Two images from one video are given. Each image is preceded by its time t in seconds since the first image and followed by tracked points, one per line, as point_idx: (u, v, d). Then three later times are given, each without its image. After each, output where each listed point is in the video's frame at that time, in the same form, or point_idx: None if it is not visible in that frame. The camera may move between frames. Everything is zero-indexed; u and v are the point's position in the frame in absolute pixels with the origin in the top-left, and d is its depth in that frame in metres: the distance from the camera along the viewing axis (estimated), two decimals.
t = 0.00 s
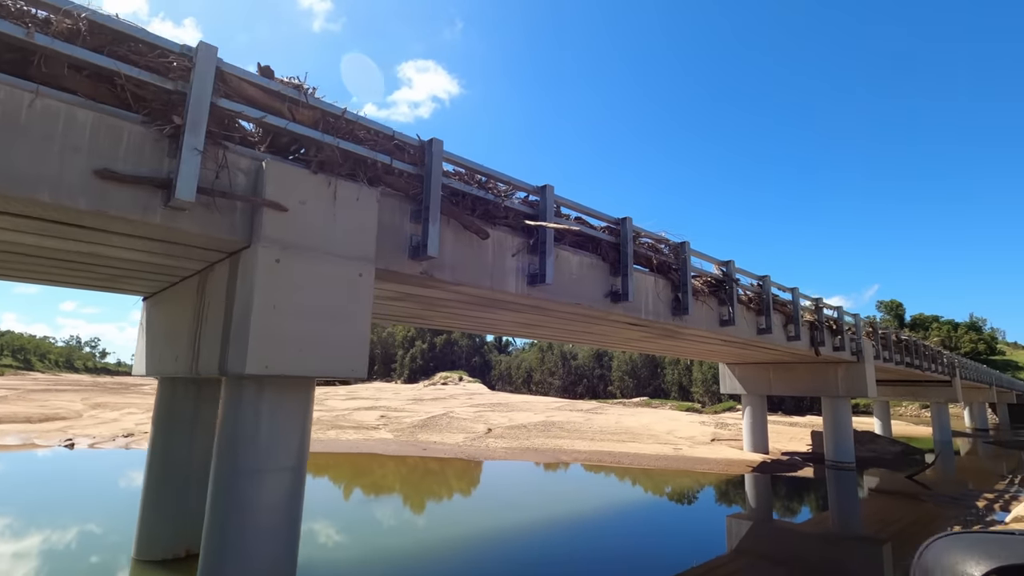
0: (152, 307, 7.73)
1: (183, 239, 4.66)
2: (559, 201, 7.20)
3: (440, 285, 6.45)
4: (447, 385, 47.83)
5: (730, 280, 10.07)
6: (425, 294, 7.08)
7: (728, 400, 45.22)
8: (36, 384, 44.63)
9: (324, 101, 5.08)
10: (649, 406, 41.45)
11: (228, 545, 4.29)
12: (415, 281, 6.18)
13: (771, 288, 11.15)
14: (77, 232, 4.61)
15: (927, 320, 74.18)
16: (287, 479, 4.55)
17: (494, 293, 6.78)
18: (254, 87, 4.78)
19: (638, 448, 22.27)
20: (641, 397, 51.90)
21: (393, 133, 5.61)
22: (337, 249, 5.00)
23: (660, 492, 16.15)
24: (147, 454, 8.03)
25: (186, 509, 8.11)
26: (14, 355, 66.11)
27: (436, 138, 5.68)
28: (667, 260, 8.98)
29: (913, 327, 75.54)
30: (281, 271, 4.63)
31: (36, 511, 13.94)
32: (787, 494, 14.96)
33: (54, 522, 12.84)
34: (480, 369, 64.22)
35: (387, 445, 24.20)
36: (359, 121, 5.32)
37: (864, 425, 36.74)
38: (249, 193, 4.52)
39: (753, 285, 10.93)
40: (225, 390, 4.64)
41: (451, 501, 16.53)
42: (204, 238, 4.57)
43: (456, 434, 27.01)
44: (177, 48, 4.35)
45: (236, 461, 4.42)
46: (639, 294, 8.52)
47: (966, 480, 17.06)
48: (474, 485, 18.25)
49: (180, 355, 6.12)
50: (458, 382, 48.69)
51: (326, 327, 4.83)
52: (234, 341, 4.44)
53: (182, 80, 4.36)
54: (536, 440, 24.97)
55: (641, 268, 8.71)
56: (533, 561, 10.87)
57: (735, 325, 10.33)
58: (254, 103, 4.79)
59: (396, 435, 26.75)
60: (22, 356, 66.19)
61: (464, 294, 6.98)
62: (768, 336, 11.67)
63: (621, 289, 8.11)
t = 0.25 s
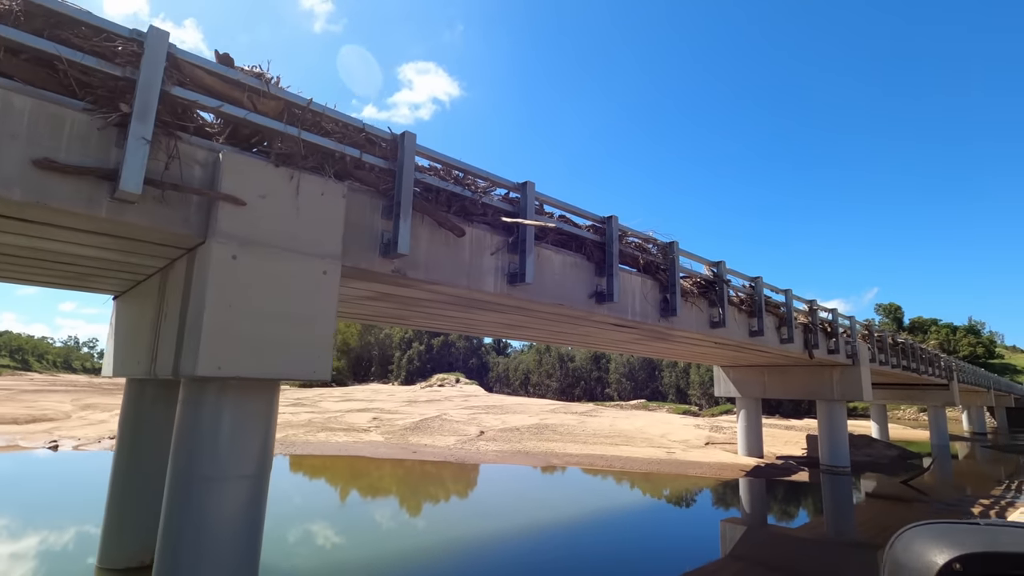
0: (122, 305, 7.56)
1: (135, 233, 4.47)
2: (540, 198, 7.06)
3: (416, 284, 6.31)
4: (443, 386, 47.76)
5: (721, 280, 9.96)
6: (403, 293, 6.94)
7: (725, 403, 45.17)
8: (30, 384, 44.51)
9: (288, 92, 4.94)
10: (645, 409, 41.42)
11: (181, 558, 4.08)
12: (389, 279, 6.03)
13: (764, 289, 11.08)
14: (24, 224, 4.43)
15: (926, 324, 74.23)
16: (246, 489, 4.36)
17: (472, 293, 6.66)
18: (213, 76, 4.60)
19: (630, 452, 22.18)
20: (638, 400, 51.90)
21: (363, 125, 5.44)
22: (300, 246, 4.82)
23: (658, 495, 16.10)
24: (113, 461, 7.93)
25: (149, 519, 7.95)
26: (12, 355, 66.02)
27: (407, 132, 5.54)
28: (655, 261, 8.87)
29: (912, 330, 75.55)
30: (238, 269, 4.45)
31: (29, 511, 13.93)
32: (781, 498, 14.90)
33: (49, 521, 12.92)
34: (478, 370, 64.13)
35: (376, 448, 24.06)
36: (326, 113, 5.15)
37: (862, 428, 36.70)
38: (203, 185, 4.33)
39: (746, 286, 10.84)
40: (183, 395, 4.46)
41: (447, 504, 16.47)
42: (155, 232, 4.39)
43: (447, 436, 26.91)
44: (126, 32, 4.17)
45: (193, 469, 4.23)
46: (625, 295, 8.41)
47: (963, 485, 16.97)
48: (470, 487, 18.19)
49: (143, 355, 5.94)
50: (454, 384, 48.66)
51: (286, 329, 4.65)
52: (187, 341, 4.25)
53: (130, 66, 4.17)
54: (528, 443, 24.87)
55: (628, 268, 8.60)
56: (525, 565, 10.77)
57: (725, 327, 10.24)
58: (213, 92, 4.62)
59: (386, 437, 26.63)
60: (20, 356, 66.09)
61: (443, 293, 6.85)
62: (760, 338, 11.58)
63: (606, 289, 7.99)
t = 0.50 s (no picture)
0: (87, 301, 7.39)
1: (79, 221, 4.32)
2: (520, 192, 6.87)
3: (389, 281, 6.10)
4: (439, 387, 47.69)
5: (710, 279, 9.78)
6: (378, 290, 6.74)
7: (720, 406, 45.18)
8: (21, 383, 44.23)
9: (248, 77, 4.77)
10: (640, 411, 41.36)
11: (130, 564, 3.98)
12: (358, 274, 5.84)
13: (755, 289, 10.97)
14: None
15: (922, 326, 74.39)
16: (200, 493, 4.29)
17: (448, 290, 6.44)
18: (164, 60, 4.45)
19: (621, 454, 22.08)
20: (634, 401, 51.91)
21: (328, 113, 5.28)
22: (257, 240, 4.68)
23: (655, 496, 16.08)
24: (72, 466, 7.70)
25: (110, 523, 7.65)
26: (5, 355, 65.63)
27: (378, 121, 5.33)
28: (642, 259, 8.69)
29: (908, 332, 75.74)
30: (186, 261, 4.31)
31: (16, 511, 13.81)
32: (774, 502, 14.79)
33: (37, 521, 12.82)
34: (474, 372, 64.05)
35: (364, 450, 23.89)
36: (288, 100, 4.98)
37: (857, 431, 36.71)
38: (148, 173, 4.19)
39: (737, 286, 10.74)
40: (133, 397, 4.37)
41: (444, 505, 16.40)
42: (99, 221, 4.25)
43: (437, 438, 26.79)
44: (67, 11, 4.01)
45: (143, 472, 4.15)
46: (610, 293, 8.23)
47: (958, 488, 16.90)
48: (466, 489, 18.13)
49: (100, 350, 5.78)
50: (449, 385, 48.54)
51: (237, 325, 4.51)
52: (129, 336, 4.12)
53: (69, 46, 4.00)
54: (518, 445, 24.74)
55: (614, 267, 8.41)
56: (513, 568, 10.69)
57: (715, 327, 10.10)
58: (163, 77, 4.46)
59: (376, 439, 26.47)
60: (14, 356, 65.74)
61: (418, 290, 6.64)
62: (750, 339, 11.46)
63: (588, 287, 7.78)
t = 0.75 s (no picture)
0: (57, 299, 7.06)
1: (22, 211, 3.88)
2: (505, 185, 6.47)
3: (365, 275, 5.70)
4: (437, 387, 47.67)
5: (706, 277, 9.59)
6: (357, 286, 6.37)
7: (719, 407, 45.14)
8: (20, 381, 44.27)
9: (209, 57, 4.30)
10: (639, 413, 41.35)
11: None
12: (333, 269, 5.41)
13: (751, 289, 10.80)
14: None
15: (923, 329, 74.29)
16: (160, 497, 3.86)
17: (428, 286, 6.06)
18: (117, 36, 4.00)
19: (617, 456, 21.94)
20: (633, 402, 51.88)
21: (301, 98, 4.81)
22: (218, 228, 4.17)
23: (655, 497, 16.03)
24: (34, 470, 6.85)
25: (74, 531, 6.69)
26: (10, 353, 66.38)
27: (352, 107, 4.88)
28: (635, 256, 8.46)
29: (908, 334, 75.72)
30: (136, 254, 3.79)
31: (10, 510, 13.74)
32: (772, 506, 14.58)
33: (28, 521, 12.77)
34: (473, 372, 64.04)
35: (354, 450, 23.81)
36: (256, 82, 4.51)
37: (857, 433, 36.59)
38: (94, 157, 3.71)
39: (733, 285, 10.60)
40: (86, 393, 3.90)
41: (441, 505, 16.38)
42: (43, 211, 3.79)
43: (430, 438, 26.73)
44: None
45: (97, 475, 3.70)
46: (599, 290, 7.95)
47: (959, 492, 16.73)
48: (463, 489, 18.08)
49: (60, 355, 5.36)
50: (447, 385, 48.55)
51: (199, 324, 4.00)
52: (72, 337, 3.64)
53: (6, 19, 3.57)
54: (512, 446, 24.63)
55: (604, 263, 8.13)
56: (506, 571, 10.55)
57: (710, 326, 9.92)
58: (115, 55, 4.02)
59: (369, 439, 26.39)
60: (17, 355, 66.47)
61: (398, 287, 6.29)
62: (747, 339, 11.30)
63: (577, 284, 7.45)
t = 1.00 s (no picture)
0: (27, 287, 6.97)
1: None
2: (488, 178, 6.31)
3: (341, 270, 5.59)
4: (435, 387, 47.62)
5: (698, 275, 9.38)
6: (334, 282, 6.25)
7: (718, 408, 45.07)
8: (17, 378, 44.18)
9: (171, 42, 4.19)
10: (638, 413, 41.30)
11: None
12: (306, 264, 5.30)
13: (746, 287, 10.70)
14: None
15: (924, 330, 74.14)
16: (118, 499, 3.82)
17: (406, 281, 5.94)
18: (71, 17, 3.88)
19: (613, 457, 21.87)
20: (632, 403, 51.81)
21: (269, 86, 4.70)
22: (177, 219, 4.09)
23: (654, 498, 16.04)
24: None
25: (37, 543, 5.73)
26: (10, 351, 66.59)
27: (323, 94, 4.76)
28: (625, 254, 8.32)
29: (909, 336, 75.59)
30: (87, 244, 3.70)
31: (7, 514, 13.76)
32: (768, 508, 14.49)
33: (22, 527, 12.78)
34: (472, 372, 64.02)
35: (343, 450, 23.70)
36: (219, 69, 4.40)
37: (857, 434, 36.49)
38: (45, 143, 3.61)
39: (728, 283, 10.50)
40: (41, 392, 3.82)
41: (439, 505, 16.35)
42: None
43: (424, 438, 26.67)
44: None
45: (50, 477, 3.63)
46: (586, 288, 7.80)
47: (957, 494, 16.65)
48: (462, 489, 18.01)
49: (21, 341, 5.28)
50: (446, 385, 48.54)
51: (155, 317, 3.92)
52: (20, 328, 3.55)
53: None
54: (507, 446, 24.53)
55: (593, 260, 7.97)
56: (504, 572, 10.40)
57: (703, 326, 9.82)
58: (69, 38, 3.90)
59: (363, 439, 26.31)
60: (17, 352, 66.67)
61: (377, 282, 6.16)
62: (741, 339, 11.20)
63: (565, 282, 7.30)
